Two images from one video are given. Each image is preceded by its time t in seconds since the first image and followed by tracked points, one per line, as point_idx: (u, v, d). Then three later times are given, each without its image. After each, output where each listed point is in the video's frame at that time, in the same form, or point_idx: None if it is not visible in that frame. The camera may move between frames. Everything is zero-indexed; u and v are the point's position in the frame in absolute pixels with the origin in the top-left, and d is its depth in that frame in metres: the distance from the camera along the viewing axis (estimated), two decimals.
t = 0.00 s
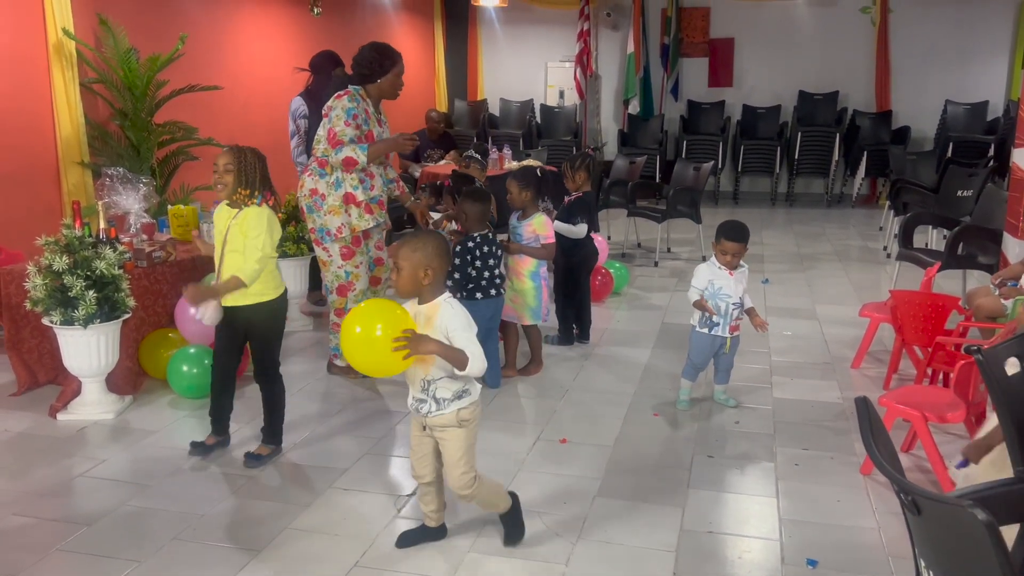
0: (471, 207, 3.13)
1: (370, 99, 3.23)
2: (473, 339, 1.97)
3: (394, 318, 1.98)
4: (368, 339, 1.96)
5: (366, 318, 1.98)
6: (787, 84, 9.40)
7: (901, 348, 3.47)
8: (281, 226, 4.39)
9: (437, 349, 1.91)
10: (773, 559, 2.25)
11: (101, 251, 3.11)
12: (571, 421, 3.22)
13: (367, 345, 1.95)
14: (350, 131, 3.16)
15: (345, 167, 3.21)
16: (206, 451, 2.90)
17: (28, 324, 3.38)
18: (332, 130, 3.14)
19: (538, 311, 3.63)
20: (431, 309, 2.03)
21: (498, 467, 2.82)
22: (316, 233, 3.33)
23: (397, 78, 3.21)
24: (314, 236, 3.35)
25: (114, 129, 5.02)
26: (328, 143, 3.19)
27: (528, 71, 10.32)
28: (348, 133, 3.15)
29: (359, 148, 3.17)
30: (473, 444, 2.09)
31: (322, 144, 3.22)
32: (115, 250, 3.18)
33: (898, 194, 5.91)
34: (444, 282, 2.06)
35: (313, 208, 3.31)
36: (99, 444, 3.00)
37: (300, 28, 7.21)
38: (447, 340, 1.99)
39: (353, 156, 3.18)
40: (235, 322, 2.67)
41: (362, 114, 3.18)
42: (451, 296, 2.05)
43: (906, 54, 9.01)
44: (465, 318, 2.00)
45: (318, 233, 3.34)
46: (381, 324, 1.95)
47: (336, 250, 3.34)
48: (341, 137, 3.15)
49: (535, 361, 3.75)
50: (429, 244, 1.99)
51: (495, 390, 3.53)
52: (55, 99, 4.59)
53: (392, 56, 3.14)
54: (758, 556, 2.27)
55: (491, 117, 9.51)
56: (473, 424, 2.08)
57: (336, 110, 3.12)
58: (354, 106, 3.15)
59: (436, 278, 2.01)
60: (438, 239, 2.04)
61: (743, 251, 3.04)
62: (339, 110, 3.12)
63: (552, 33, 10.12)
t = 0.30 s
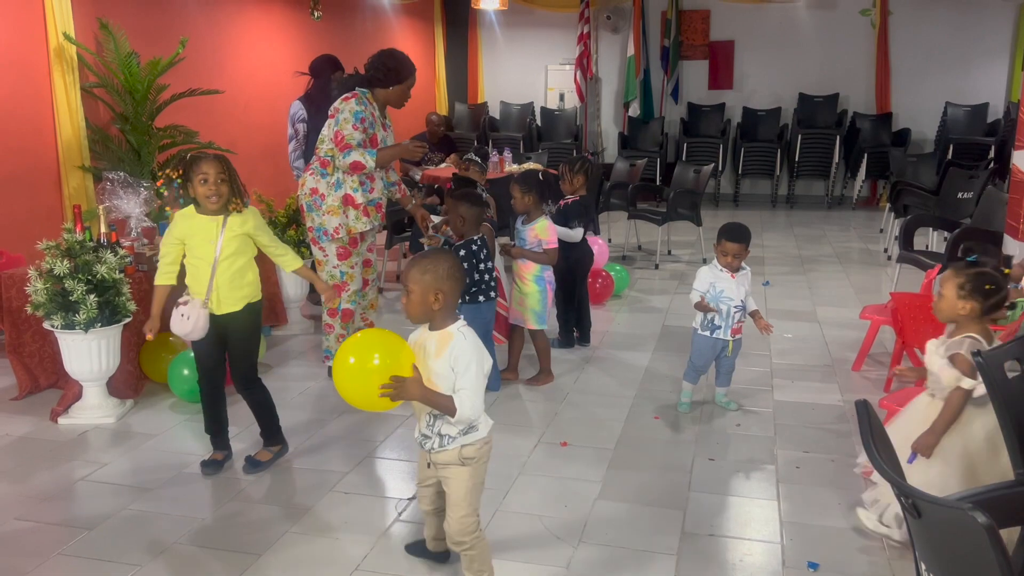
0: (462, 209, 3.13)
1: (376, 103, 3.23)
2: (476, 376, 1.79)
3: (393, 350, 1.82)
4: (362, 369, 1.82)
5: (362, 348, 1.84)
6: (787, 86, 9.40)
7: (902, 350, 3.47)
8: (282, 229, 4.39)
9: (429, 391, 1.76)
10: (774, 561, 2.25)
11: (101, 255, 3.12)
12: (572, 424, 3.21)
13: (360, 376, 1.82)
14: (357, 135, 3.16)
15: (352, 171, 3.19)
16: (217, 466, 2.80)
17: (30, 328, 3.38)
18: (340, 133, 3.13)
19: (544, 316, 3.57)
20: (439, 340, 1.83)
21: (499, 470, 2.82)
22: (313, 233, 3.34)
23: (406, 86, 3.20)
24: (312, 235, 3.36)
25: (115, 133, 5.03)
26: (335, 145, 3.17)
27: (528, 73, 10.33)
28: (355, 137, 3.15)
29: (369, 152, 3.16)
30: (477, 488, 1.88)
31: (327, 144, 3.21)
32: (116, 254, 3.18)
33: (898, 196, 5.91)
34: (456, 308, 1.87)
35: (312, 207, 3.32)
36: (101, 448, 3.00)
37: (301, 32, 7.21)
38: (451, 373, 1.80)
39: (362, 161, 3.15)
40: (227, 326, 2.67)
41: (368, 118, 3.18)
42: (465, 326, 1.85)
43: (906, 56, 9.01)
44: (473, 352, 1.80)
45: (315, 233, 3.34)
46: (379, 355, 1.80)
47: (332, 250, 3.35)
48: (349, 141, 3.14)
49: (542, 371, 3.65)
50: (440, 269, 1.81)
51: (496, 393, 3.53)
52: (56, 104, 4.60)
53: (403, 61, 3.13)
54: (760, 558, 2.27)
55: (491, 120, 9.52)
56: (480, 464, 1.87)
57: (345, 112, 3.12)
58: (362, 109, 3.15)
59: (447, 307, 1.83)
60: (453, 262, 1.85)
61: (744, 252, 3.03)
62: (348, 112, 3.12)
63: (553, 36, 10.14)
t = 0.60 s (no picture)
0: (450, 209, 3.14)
1: (382, 107, 3.22)
2: (454, 390, 1.70)
3: (381, 354, 1.85)
4: (348, 372, 1.83)
5: (349, 351, 1.86)
6: (788, 88, 9.41)
7: (903, 351, 3.47)
8: (284, 232, 4.40)
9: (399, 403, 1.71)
10: (776, 563, 2.25)
11: (103, 258, 3.12)
12: (573, 427, 3.21)
13: (344, 380, 1.83)
14: (360, 137, 3.15)
15: (352, 173, 3.20)
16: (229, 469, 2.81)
17: (32, 332, 3.39)
18: (342, 135, 3.12)
19: (546, 317, 3.54)
20: (424, 346, 1.76)
21: (502, 473, 2.82)
22: (315, 232, 3.35)
23: (412, 91, 3.17)
24: (313, 235, 3.37)
25: (117, 137, 5.04)
26: (336, 147, 3.17)
27: (529, 76, 10.35)
28: (358, 139, 3.14)
29: (369, 155, 3.17)
30: (473, 506, 1.80)
31: (330, 145, 3.21)
32: (118, 257, 3.19)
33: (899, 198, 5.91)
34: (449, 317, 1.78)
35: (314, 207, 3.33)
36: (102, 451, 3.00)
37: (302, 36, 7.23)
38: (431, 383, 1.73)
39: (362, 164, 3.17)
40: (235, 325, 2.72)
41: (372, 121, 3.17)
42: (452, 336, 1.75)
43: (906, 57, 9.02)
44: (452, 365, 1.71)
45: (316, 233, 3.35)
46: (367, 357, 1.83)
47: (332, 250, 3.35)
48: (351, 143, 3.14)
49: (546, 373, 3.65)
50: (429, 275, 1.73)
51: (498, 396, 3.53)
52: (57, 107, 4.60)
53: (408, 66, 3.10)
54: (761, 560, 2.27)
55: (492, 123, 9.53)
56: (476, 483, 1.79)
57: (348, 114, 3.11)
58: (366, 112, 3.14)
59: (437, 316, 1.75)
60: (446, 269, 1.77)
61: (746, 254, 3.03)
62: (351, 115, 3.11)
63: (553, 39, 10.16)
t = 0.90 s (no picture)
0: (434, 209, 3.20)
1: (383, 109, 3.22)
2: (420, 446, 1.49)
3: (365, 398, 1.73)
4: (324, 416, 1.68)
5: (327, 394, 1.71)
6: (788, 90, 9.42)
7: (903, 353, 3.48)
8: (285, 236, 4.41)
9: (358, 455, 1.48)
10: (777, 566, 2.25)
11: (105, 262, 3.13)
12: (574, 429, 3.21)
13: (325, 425, 1.67)
14: (360, 140, 3.15)
15: (352, 175, 3.20)
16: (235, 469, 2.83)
17: (33, 335, 3.39)
18: (343, 137, 3.12)
19: (530, 320, 3.51)
20: (402, 392, 1.57)
21: (503, 476, 2.82)
22: (315, 234, 3.35)
23: (413, 94, 3.19)
24: (313, 237, 3.37)
25: (118, 140, 5.05)
26: (337, 149, 3.17)
27: (529, 79, 10.36)
28: (358, 142, 3.14)
29: (369, 159, 3.18)
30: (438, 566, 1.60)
31: (331, 148, 3.20)
32: (119, 261, 3.20)
33: (900, 200, 5.90)
34: (433, 362, 1.58)
35: (315, 210, 3.33)
36: (104, 455, 3.00)
37: (303, 40, 7.25)
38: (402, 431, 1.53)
39: (362, 166, 3.17)
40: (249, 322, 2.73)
41: (373, 124, 3.17)
42: (433, 386, 1.55)
43: (906, 60, 9.03)
44: (423, 421, 1.50)
45: (317, 235, 3.35)
46: (348, 400, 1.70)
47: (332, 253, 3.35)
48: (351, 146, 3.14)
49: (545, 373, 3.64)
50: (413, 316, 1.56)
51: (498, 399, 3.53)
52: (58, 111, 4.61)
53: (410, 70, 3.12)
54: (762, 563, 2.27)
55: (493, 126, 9.55)
56: (441, 541, 1.58)
57: (349, 117, 3.11)
58: (367, 115, 3.14)
59: (423, 361, 1.57)
60: (435, 307, 1.59)
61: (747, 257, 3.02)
62: (352, 117, 3.11)
63: (554, 41, 10.17)
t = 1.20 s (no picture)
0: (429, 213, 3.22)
1: (384, 113, 3.25)
2: (389, 447, 1.49)
3: (347, 398, 1.81)
4: (308, 417, 1.75)
5: (309, 395, 1.77)
6: (788, 92, 9.42)
7: (904, 355, 3.48)
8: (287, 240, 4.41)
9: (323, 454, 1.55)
10: (778, 568, 2.25)
11: (107, 265, 3.13)
12: (575, 432, 3.22)
13: (308, 428, 1.75)
14: (358, 141, 3.17)
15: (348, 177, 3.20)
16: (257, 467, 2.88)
17: (36, 339, 3.40)
18: (340, 138, 3.14)
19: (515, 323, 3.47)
20: (382, 388, 1.58)
21: (504, 479, 2.82)
22: (317, 236, 3.36)
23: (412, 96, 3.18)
24: (316, 240, 3.38)
25: (120, 144, 5.07)
26: (335, 150, 3.19)
27: (530, 82, 10.38)
28: (356, 143, 3.15)
29: (364, 161, 3.17)
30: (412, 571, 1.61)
31: (331, 151, 3.22)
32: (121, 264, 3.20)
33: (901, 201, 5.89)
34: (415, 360, 1.57)
35: (316, 212, 3.34)
36: (106, 458, 3.01)
37: (304, 43, 7.27)
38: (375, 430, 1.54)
39: (356, 169, 3.17)
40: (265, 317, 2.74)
41: (372, 126, 3.19)
42: (414, 383, 1.55)
43: (907, 61, 9.03)
44: (396, 422, 1.50)
45: (319, 236, 3.36)
46: (331, 402, 1.78)
47: (333, 254, 3.35)
48: (348, 147, 3.15)
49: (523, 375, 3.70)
50: (400, 311, 1.54)
51: (499, 402, 3.54)
52: (60, 116, 4.63)
53: (407, 73, 3.14)
54: (764, 566, 2.27)
55: (494, 128, 9.56)
56: (416, 546, 1.59)
57: (347, 118, 3.13)
58: (366, 117, 3.17)
59: (407, 358, 1.56)
60: (421, 304, 1.58)
61: (743, 256, 3.03)
62: (350, 118, 3.13)
63: (554, 44, 10.19)
